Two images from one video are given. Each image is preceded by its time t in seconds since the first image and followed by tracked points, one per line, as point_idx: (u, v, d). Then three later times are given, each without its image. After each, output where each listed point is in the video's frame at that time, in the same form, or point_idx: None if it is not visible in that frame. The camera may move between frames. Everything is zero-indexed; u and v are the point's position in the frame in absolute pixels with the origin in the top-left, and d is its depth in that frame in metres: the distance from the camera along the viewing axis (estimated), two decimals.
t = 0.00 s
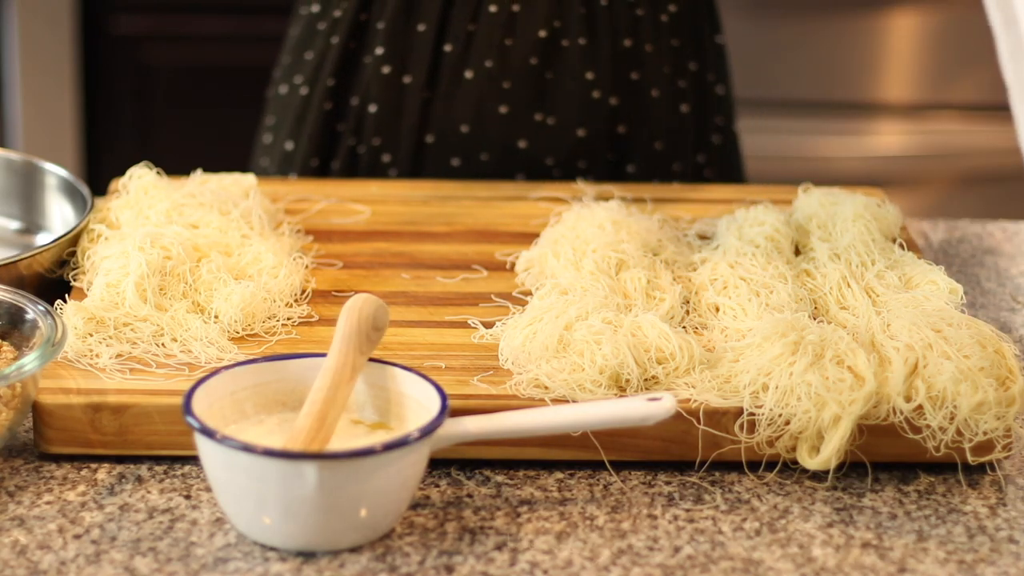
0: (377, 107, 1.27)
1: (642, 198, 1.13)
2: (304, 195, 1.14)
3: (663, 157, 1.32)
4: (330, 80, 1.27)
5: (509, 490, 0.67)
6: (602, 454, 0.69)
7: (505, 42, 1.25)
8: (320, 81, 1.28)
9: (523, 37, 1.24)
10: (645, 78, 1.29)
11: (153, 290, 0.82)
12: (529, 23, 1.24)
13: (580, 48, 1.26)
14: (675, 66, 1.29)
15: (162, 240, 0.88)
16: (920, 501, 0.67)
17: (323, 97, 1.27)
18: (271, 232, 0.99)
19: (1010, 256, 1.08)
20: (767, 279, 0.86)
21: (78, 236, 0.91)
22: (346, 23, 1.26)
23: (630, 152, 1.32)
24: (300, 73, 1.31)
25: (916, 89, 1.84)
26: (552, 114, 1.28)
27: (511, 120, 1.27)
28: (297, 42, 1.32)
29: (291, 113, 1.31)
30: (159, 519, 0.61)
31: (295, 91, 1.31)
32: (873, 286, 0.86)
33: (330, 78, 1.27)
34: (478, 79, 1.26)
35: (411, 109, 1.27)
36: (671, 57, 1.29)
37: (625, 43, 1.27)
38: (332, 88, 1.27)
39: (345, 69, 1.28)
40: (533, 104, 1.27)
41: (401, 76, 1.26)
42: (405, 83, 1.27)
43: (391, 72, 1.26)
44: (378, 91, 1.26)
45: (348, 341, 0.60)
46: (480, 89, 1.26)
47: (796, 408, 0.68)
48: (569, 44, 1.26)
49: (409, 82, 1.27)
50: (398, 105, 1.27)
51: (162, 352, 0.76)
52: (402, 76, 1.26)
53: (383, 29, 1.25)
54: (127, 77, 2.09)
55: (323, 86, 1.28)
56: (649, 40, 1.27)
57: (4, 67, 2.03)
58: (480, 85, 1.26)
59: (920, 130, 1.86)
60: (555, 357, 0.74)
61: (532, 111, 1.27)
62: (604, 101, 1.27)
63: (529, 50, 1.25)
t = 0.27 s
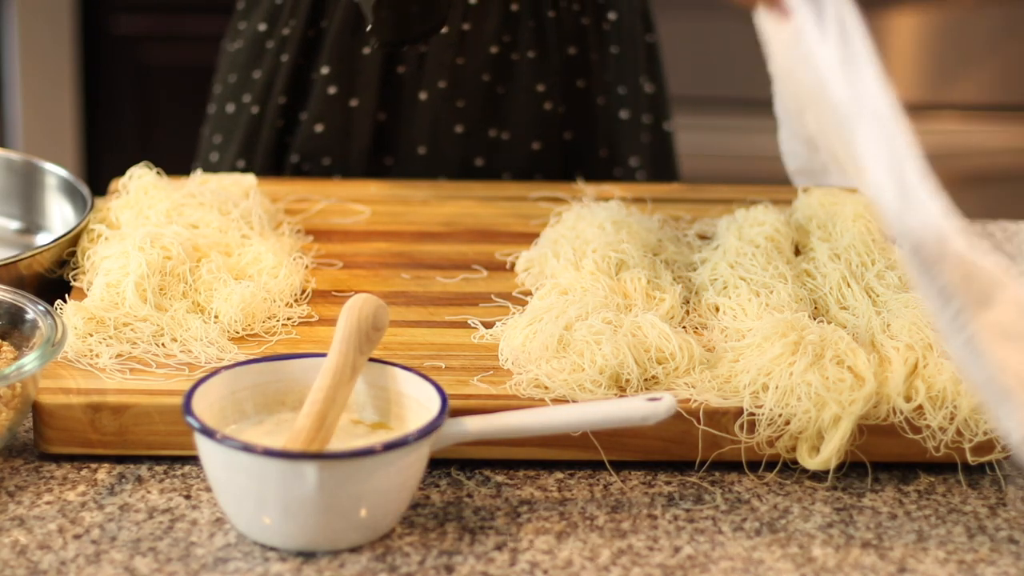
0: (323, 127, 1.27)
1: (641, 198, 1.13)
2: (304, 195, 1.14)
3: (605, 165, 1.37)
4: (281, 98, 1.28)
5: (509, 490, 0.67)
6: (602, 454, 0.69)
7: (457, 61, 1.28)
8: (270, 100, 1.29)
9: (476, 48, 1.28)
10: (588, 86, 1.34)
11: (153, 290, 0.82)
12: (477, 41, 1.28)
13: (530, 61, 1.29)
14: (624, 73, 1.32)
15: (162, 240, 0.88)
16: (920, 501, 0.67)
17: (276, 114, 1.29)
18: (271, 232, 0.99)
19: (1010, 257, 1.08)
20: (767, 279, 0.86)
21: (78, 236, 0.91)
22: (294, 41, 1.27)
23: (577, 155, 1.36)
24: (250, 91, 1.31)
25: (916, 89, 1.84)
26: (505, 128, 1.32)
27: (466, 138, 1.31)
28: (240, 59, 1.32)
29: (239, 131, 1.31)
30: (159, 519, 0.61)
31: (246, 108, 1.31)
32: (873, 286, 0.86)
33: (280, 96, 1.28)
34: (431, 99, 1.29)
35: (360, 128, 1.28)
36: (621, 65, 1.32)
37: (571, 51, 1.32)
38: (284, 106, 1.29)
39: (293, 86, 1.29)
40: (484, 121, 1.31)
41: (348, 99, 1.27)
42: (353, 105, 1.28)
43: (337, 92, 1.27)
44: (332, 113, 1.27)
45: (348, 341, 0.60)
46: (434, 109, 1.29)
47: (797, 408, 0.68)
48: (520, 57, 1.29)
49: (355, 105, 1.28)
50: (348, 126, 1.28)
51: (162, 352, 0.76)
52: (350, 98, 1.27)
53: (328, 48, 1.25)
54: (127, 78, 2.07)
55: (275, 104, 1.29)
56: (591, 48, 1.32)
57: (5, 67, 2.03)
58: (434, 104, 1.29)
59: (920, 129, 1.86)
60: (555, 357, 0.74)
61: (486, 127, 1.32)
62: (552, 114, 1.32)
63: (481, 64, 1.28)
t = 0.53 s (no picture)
0: (291, 137, 1.27)
1: (641, 198, 1.13)
2: (304, 195, 1.14)
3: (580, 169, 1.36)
4: (246, 106, 1.27)
5: (509, 490, 0.67)
6: (602, 454, 0.69)
7: (423, 71, 1.26)
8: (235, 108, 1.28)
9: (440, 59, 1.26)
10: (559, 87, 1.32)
11: (153, 290, 0.82)
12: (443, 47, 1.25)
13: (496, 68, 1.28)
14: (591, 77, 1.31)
15: (162, 240, 0.88)
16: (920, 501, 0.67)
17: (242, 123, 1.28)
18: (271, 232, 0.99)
19: (1010, 256, 1.08)
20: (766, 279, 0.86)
21: (78, 236, 0.92)
22: (255, 49, 1.25)
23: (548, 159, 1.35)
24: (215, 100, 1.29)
25: (916, 89, 1.84)
26: (477, 138, 1.30)
27: (436, 148, 1.29)
28: (205, 67, 1.30)
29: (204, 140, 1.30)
30: (160, 519, 0.61)
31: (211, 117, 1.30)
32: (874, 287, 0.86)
33: (245, 105, 1.27)
34: (398, 111, 1.27)
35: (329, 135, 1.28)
36: (585, 70, 1.30)
37: (535, 58, 1.29)
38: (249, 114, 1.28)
39: (258, 94, 1.28)
40: (457, 130, 1.29)
41: (313, 109, 1.26)
42: (319, 116, 1.27)
43: (301, 103, 1.26)
44: (297, 124, 1.27)
45: (348, 341, 0.60)
46: (401, 119, 1.27)
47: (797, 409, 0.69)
48: (485, 64, 1.28)
49: (319, 116, 1.27)
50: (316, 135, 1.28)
51: (161, 352, 0.76)
52: (315, 109, 1.27)
53: (289, 59, 1.24)
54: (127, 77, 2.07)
55: (241, 113, 1.28)
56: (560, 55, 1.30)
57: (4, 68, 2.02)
58: (401, 115, 1.27)
59: (920, 129, 1.86)
60: (555, 357, 0.74)
61: (457, 137, 1.29)
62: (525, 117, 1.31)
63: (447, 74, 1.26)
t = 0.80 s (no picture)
0: (284, 144, 1.27)
1: (641, 198, 1.13)
2: (304, 195, 1.14)
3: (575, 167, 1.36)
4: (236, 115, 1.27)
5: (508, 490, 0.67)
6: (602, 454, 0.69)
7: (413, 76, 1.26)
8: (223, 116, 1.28)
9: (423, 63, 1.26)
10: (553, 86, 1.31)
11: (153, 290, 0.82)
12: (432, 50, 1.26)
13: (486, 71, 1.28)
14: (581, 77, 1.31)
15: (162, 240, 0.88)
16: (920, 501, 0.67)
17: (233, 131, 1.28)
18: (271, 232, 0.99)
19: (1010, 256, 1.08)
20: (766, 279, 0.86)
21: (78, 236, 0.92)
22: (245, 58, 1.25)
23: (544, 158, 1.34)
24: (202, 110, 1.29)
25: (915, 89, 1.84)
26: (469, 140, 1.30)
27: (427, 152, 1.29)
28: (195, 76, 1.29)
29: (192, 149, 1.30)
30: (160, 519, 0.61)
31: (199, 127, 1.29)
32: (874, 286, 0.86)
33: (235, 113, 1.27)
34: (389, 116, 1.27)
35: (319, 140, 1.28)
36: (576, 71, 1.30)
37: (526, 58, 1.29)
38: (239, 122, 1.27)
39: (248, 102, 1.28)
40: (449, 134, 1.29)
41: (305, 116, 1.26)
42: (310, 123, 1.27)
43: (292, 110, 1.26)
44: (287, 130, 1.27)
45: (348, 341, 0.59)
46: (392, 125, 1.27)
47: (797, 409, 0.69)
48: (475, 67, 1.27)
49: (310, 122, 1.27)
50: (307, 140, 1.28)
51: (161, 352, 0.76)
52: (306, 117, 1.27)
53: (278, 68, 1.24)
54: (127, 78, 2.06)
55: (229, 121, 1.28)
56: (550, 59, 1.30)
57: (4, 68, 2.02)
58: (393, 120, 1.27)
59: (920, 129, 1.86)
60: (555, 357, 0.74)
61: (450, 141, 1.29)
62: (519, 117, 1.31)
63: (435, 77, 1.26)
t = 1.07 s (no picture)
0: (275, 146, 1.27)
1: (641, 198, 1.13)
2: (304, 195, 1.14)
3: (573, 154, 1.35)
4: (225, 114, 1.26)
5: (508, 490, 0.67)
6: (602, 454, 0.69)
7: (401, 76, 1.26)
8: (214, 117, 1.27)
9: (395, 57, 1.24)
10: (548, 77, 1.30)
11: (153, 291, 0.82)
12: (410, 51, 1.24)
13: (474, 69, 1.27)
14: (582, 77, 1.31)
15: (162, 240, 0.88)
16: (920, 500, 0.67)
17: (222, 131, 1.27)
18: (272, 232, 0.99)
19: (1010, 256, 1.08)
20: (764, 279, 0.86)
21: (78, 236, 0.92)
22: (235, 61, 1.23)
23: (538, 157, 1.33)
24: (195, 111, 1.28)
25: (915, 89, 1.84)
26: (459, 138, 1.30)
27: (419, 151, 1.30)
28: (190, 78, 1.28)
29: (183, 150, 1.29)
30: (160, 519, 0.61)
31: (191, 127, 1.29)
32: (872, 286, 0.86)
33: (224, 112, 1.26)
34: (379, 115, 1.27)
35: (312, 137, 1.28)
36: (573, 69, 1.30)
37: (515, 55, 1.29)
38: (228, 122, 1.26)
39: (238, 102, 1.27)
40: (439, 132, 1.29)
41: (295, 118, 1.27)
42: (301, 124, 1.27)
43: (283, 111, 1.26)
44: (279, 132, 1.27)
45: (348, 341, 0.60)
46: (383, 125, 1.28)
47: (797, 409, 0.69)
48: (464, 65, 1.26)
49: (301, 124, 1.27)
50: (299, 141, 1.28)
51: (162, 352, 0.76)
52: (297, 118, 1.27)
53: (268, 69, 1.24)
54: (127, 78, 2.07)
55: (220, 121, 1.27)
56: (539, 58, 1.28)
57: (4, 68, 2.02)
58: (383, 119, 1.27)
59: (920, 129, 1.86)
60: (555, 357, 0.74)
61: (439, 138, 1.29)
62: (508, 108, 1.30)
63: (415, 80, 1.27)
